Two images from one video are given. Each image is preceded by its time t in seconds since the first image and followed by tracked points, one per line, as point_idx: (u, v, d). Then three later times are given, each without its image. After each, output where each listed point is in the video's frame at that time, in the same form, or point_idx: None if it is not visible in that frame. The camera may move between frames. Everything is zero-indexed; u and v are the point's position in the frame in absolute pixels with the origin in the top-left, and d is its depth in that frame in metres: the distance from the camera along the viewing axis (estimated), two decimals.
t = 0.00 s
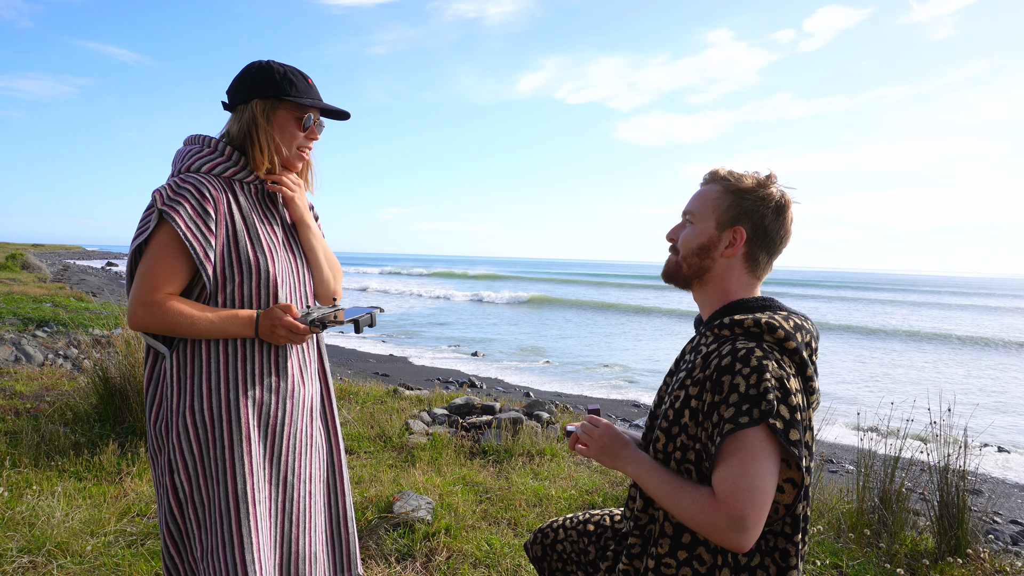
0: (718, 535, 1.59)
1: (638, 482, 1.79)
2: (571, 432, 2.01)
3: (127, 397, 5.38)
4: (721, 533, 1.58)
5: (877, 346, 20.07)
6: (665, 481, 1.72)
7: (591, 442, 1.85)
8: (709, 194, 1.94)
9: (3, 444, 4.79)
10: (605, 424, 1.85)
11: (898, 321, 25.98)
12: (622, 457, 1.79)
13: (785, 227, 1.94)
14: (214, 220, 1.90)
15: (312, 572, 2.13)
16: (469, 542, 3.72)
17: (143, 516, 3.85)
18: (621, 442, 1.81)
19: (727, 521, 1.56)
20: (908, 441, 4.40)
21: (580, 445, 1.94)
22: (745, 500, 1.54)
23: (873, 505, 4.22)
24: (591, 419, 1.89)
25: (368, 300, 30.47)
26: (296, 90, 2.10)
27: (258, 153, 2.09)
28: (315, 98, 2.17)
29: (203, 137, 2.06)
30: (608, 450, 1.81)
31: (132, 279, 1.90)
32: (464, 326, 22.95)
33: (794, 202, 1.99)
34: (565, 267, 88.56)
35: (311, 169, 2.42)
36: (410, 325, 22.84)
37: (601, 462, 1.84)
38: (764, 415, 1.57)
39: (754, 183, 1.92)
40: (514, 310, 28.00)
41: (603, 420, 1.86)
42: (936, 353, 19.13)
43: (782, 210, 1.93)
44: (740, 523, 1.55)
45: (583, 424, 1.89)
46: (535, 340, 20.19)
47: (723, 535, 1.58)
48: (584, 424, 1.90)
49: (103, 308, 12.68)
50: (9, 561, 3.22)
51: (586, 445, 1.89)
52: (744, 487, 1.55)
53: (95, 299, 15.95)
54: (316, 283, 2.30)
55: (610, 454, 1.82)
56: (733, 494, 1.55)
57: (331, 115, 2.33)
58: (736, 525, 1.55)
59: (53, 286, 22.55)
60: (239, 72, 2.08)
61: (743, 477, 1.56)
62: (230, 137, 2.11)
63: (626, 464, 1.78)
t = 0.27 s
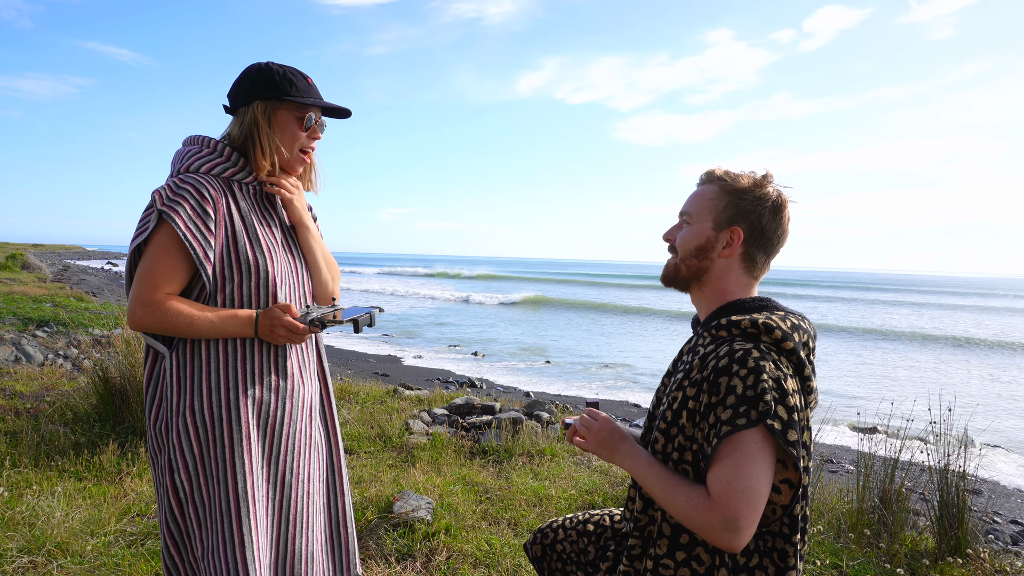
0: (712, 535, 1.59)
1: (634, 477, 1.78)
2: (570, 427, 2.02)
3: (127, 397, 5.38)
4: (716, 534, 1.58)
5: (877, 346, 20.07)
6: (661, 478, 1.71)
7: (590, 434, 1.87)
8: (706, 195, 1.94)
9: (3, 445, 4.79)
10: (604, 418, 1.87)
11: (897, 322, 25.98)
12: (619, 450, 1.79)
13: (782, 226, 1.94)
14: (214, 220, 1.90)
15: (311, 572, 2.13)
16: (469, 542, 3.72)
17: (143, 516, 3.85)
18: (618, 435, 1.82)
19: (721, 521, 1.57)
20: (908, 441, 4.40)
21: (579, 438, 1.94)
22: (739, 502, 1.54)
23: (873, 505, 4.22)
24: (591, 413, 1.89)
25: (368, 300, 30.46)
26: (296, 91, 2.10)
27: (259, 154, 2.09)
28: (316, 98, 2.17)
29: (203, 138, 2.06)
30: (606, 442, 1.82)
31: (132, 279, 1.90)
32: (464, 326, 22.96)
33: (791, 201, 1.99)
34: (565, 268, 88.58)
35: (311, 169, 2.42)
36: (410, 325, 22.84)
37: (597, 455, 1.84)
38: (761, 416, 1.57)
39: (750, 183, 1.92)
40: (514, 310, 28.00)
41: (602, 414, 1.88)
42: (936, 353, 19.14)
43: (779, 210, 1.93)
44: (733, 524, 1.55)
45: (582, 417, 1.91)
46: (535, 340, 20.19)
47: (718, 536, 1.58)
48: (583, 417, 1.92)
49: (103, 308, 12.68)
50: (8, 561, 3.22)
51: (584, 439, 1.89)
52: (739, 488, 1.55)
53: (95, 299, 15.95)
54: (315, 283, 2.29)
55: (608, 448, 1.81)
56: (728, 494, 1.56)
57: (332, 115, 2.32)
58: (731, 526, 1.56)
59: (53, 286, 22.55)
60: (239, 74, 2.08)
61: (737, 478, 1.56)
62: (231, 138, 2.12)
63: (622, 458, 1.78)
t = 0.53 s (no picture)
0: (709, 532, 1.59)
1: (630, 474, 1.78)
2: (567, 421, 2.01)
3: (127, 397, 5.38)
4: (712, 531, 1.59)
5: (876, 346, 20.07)
6: (659, 476, 1.71)
7: (586, 430, 1.86)
8: (705, 195, 1.94)
9: (3, 445, 4.79)
10: (601, 414, 1.86)
11: (898, 322, 25.98)
12: (615, 447, 1.79)
13: (781, 226, 1.94)
14: (213, 220, 1.90)
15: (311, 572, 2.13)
16: (469, 542, 3.72)
17: (143, 516, 3.85)
18: (616, 432, 1.81)
19: (718, 519, 1.57)
20: (908, 441, 4.40)
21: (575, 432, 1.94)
22: (737, 499, 1.55)
23: (873, 505, 4.22)
24: (588, 408, 1.88)
25: (368, 300, 30.47)
26: (299, 93, 2.09)
27: (259, 156, 2.08)
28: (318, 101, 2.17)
29: (203, 138, 2.06)
30: (603, 438, 1.81)
31: (131, 279, 1.90)
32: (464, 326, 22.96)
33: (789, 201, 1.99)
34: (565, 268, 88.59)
35: (312, 171, 2.42)
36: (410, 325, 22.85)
37: (595, 451, 1.84)
38: (760, 415, 1.57)
39: (749, 183, 1.92)
40: (514, 310, 27.99)
41: (600, 410, 1.87)
42: (936, 353, 19.13)
43: (777, 210, 1.93)
44: (731, 521, 1.55)
45: (580, 412, 1.90)
46: (535, 340, 20.19)
47: (715, 533, 1.58)
48: (580, 412, 1.91)
49: (103, 308, 12.68)
50: (9, 560, 3.22)
51: (581, 434, 1.89)
52: (736, 486, 1.55)
53: (95, 299, 15.96)
54: (313, 284, 2.29)
55: (605, 444, 1.81)
56: (725, 492, 1.56)
57: (334, 118, 2.32)
58: (727, 523, 1.56)
59: (53, 286, 22.56)
60: (242, 75, 2.08)
61: (734, 476, 1.56)
62: (231, 140, 2.11)
63: (619, 454, 1.77)
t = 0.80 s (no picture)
0: (699, 527, 1.59)
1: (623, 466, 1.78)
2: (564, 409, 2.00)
3: (127, 397, 5.38)
4: (701, 526, 1.59)
5: (876, 346, 20.07)
6: (652, 468, 1.71)
7: (582, 419, 1.86)
8: (701, 196, 1.94)
9: (3, 445, 4.79)
10: (599, 404, 1.86)
11: (898, 322, 25.97)
12: (612, 438, 1.78)
13: (777, 226, 1.94)
14: (213, 219, 1.90)
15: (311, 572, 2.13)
16: (469, 542, 3.72)
17: (143, 516, 3.85)
18: (613, 423, 1.81)
19: (708, 514, 1.57)
20: (908, 441, 4.40)
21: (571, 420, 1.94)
22: (728, 495, 1.55)
23: (873, 505, 4.22)
24: (585, 398, 1.88)
25: (368, 300, 30.47)
26: (299, 95, 2.10)
27: (258, 156, 2.08)
28: (318, 102, 2.17)
29: (202, 138, 2.06)
30: (600, 428, 1.81)
31: (131, 279, 1.90)
32: (463, 326, 22.96)
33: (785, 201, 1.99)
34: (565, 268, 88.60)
35: (310, 171, 2.42)
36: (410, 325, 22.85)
37: (590, 441, 1.83)
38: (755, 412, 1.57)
39: (745, 182, 1.92)
40: (514, 310, 27.98)
41: (598, 401, 1.87)
42: (936, 353, 19.13)
43: (773, 209, 1.94)
44: (720, 517, 1.56)
45: (576, 402, 1.89)
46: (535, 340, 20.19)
47: (705, 529, 1.58)
48: (578, 400, 1.90)
49: (103, 308, 12.68)
50: (8, 561, 3.22)
51: (576, 423, 1.88)
52: (728, 482, 1.55)
53: (95, 299, 15.96)
54: (312, 284, 2.29)
55: (601, 434, 1.81)
56: (716, 487, 1.56)
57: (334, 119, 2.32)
58: (717, 519, 1.56)
59: (53, 286, 22.56)
60: (242, 74, 2.07)
61: (726, 472, 1.56)
62: (231, 140, 2.11)
63: (614, 446, 1.77)
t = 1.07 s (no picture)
0: (698, 525, 1.59)
1: (624, 464, 1.78)
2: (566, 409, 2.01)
3: (127, 397, 5.38)
4: (700, 524, 1.59)
5: (876, 346, 20.07)
6: (652, 466, 1.71)
7: (585, 417, 1.86)
8: (659, 221, 1.95)
9: (3, 444, 4.79)
10: (601, 402, 1.86)
11: (898, 322, 25.98)
12: (613, 436, 1.79)
13: (737, 205, 1.94)
14: (213, 219, 1.90)
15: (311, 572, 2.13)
16: (469, 542, 3.73)
17: (143, 516, 3.85)
18: (614, 421, 1.81)
19: (707, 512, 1.57)
20: (908, 441, 4.40)
21: (574, 417, 1.94)
22: (727, 493, 1.55)
23: (873, 505, 4.23)
24: (589, 395, 1.88)
25: (368, 300, 30.46)
26: (300, 96, 2.09)
27: (257, 157, 2.08)
28: (319, 104, 2.17)
29: (202, 138, 2.06)
30: (602, 424, 1.81)
31: (132, 279, 1.90)
32: (463, 326, 22.96)
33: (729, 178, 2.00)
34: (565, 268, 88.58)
35: (311, 171, 2.42)
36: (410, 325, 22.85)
37: (592, 438, 1.84)
38: (755, 410, 1.58)
39: (687, 188, 1.93)
40: (514, 310, 27.98)
41: (601, 398, 1.87)
42: (936, 353, 19.13)
43: (725, 193, 1.93)
44: (719, 515, 1.56)
45: (580, 399, 1.89)
46: (535, 340, 20.19)
47: (703, 526, 1.58)
48: (581, 398, 1.91)
49: (103, 308, 12.68)
50: (9, 561, 3.22)
51: (580, 420, 1.89)
52: (727, 480, 1.55)
53: (95, 299, 15.96)
54: (313, 284, 2.29)
55: (603, 432, 1.81)
56: (715, 485, 1.56)
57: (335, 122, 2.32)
58: (716, 517, 1.56)
59: (53, 286, 22.56)
60: (243, 75, 2.07)
61: (726, 470, 1.56)
62: (230, 140, 2.12)
63: (615, 444, 1.77)
